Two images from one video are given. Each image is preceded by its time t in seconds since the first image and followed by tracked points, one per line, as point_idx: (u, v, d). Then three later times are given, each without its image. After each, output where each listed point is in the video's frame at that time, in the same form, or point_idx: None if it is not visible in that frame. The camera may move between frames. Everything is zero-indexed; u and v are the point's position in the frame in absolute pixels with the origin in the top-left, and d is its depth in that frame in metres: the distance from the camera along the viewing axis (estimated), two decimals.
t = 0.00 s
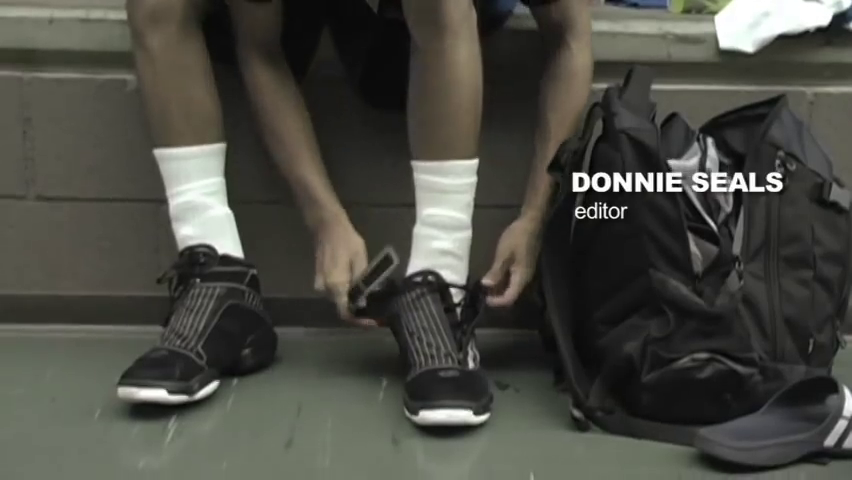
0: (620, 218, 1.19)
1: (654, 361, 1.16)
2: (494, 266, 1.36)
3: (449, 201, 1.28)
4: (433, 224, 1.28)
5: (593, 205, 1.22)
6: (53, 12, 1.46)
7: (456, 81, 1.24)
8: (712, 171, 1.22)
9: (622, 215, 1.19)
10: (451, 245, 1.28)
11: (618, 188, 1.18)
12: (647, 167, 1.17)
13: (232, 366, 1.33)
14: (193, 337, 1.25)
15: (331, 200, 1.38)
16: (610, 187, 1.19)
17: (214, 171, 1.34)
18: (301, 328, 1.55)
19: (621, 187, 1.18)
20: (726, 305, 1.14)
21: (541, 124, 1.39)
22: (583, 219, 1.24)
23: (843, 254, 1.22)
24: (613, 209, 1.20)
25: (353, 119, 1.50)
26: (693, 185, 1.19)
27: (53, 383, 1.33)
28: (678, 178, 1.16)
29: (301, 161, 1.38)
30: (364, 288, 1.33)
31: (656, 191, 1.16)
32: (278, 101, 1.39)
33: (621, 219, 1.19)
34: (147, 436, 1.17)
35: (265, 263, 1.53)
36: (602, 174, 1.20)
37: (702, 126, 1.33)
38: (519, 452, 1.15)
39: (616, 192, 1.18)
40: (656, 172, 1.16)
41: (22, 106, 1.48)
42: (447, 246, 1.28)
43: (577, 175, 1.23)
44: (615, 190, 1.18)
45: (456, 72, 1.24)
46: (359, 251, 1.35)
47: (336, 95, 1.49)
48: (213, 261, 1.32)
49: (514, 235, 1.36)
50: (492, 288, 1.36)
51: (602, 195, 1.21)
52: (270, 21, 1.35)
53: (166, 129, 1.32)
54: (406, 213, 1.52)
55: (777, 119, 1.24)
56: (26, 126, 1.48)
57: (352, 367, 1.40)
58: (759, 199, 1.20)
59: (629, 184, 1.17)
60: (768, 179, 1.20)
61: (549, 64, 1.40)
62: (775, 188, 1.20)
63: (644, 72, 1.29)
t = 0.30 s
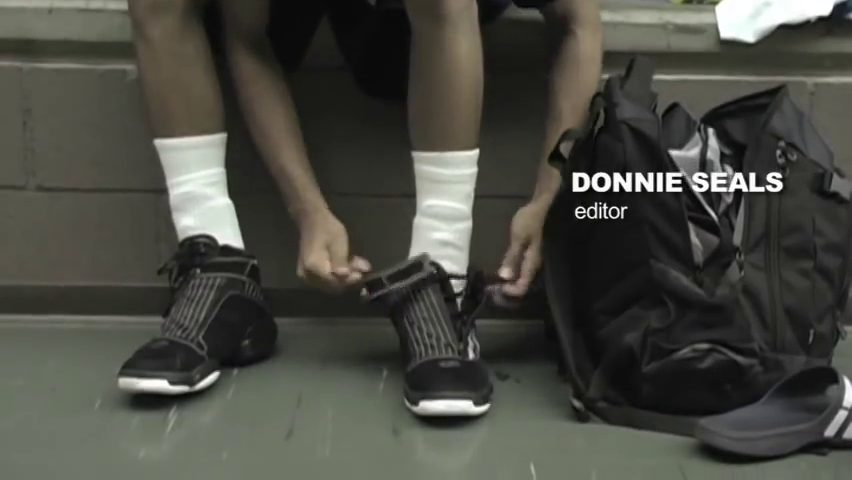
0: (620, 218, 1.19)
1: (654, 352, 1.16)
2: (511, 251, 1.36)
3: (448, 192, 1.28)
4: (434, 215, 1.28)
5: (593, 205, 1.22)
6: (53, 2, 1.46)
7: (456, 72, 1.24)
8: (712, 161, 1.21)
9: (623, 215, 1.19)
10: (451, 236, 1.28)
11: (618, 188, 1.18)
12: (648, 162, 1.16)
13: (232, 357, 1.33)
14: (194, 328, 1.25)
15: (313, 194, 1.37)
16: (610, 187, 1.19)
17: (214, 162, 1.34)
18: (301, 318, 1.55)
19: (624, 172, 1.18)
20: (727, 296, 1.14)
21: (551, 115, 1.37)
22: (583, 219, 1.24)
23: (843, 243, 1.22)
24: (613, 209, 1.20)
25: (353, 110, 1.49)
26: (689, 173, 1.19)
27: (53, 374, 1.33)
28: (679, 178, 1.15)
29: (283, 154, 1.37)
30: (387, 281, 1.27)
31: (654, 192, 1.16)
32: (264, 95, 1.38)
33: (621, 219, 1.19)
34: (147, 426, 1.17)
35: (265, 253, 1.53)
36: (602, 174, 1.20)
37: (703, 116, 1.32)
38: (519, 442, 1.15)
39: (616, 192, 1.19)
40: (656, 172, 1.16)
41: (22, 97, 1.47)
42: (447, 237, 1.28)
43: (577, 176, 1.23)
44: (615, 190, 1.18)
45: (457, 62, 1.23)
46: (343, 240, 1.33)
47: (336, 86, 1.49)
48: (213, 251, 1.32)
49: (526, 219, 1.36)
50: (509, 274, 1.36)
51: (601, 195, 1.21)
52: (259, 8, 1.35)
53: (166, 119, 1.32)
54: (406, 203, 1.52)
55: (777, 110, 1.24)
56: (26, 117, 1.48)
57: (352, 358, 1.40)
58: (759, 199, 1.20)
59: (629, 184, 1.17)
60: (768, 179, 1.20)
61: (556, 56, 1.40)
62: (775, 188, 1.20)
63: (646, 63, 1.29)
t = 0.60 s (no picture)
0: (620, 218, 1.19)
1: (654, 343, 1.16)
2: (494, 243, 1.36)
3: (447, 183, 1.28)
4: (432, 206, 1.28)
5: (594, 205, 1.21)
6: None
7: (458, 63, 1.23)
8: (711, 152, 1.21)
9: (622, 215, 1.19)
10: (450, 227, 1.29)
11: (618, 187, 1.18)
12: (656, 161, 1.16)
13: (232, 348, 1.33)
14: (195, 318, 1.25)
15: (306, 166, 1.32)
16: (610, 187, 1.19)
17: (214, 153, 1.34)
18: (300, 308, 1.55)
19: (625, 163, 1.18)
20: (726, 287, 1.14)
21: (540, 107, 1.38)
22: (583, 218, 1.23)
23: (843, 233, 1.22)
24: (613, 209, 1.19)
25: (355, 102, 1.49)
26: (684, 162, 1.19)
27: (54, 364, 1.34)
28: (679, 178, 1.15)
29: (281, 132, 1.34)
30: (416, 265, 1.26)
31: (654, 190, 1.16)
32: (267, 75, 1.36)
33: (621, 219, 1.19)
34: (148, 417, 1.18)
35: (265, 244, 1.53)
36: (602, 173, 1.19)
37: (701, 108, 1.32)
38: (519, 433, 1.15)
39: (616, 192, 1.18)
40: (657, 172, 1.16)
41: (22, 88, 1.47)
42: (447, 229, 1.29)
43: (577, 175, 1.21)
44: (615, 191, 1.18)
45: (458, 54, 1.23)
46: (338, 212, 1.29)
47: (336, 77, 1.49)
48: (214, 243, 1.32)
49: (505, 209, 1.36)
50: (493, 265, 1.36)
51: (602, 195, 1.20)
52: None
53: (166, 111, 1.32)
54: (406, 194, 1.52)
55: (777, 100, 1.23)
56: (26, 108, 1.48)
57: (352, 348, 1.40)
58: (759, 199, 1.19)
59: (629, 184, 1.17)
60: (768, 179, 1.19)
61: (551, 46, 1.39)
62: (775, 188, 1.19)
63: (642, 54, 1.29)
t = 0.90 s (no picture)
0: (620, 218, 1.19)
1: (655, 333, 1.16)
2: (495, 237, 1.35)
3: (447, 173, 1.28)
4: (434, 196, 1.28)
5: (593, 205, 1.21)
6: None
7: (457, 52, 1.23)
8: (713, 143, 1.20)
9: (623, 215, 1.19)
10: (450, 216, 1.28)
11: (618, 187, 1.18)
12: (659, 152, 1.16)
13: (232, 338, 1.33)
14: (194, 308, 1.25)
15: (325, 155, 1.25)
16: (610, 187, 1.19)
17: (213, 144, 1.34)
18: (300, 297, 1.55)
19: (625, 152, 1.17)
20: (727, 276, 1.14)
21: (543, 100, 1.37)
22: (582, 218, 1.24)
23: (844, 223, 1.22)
24: (613, 209, 1.20)
25: (355, 91, 1.49)
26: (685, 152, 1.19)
27: (55, 354, 1.34)
28: (678, 178, 1.15)
29: (279, 107, 1.28)
30: (411, 266, 1.25)
31: (656, 190, 1.16)
32: (258, 54, 1.30)
33: (621, 219, 1.19)
34: (148, 407, 1.18)
35: (265, 233, 1.53)
36: (602, 173, 1.19)
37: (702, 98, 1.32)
38: (519, 423, 1.15)
39: (616, 192, 1.19)
40: (657, 173, 1.16)
41: (22, 78, 1.47)
42: (448, 218, 1.28)
43: (577, 175, 1.21)
44: (615, 191, 1.18)
45: (458, 43, 1.23)
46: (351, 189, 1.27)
47: (336, 66, 1.49)
48: (214, 232, 1.32)
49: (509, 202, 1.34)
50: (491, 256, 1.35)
51: (601, 195, 1.20)
52: None
53: (166, 101, 1.31)
54: (407, 183, 1.52)
55: (779, 91, 1.23)
56: (26, 98, 1.48)
57: (352, 338, 1.40)
58: (759, 199, 1.19)
59: (629, 185, 1.17)
60: (768, 179, 1.19)
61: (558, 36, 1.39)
62: (775, 188, 1.19)
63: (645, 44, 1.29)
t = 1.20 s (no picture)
0: (620, 218, 1.19)
1: (655, 325, 1.16)
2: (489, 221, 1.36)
3: (450, 162, 1.28)
4: (437, 185, 1.28)
5: (593, 205, 1.21)
6: None
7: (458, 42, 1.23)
8: (713, 135, 1.20)
9: (622, 215, 1.19)
10: (454, 206, 1.28)
11: (618, 187, 1.18)
12: (659, 144, 1.16)
13: (233, 330, 1.33)
14: (195, 300, 1.25)
15: (357, 138, 1.22)
16: (610, 187, 1.19)
17: (214, 135, 1.34)
18: (301, 289, 1.55)
19: (625, 144, 1.17)
20: (727, 268, 1.14)
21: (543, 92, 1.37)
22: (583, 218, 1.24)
23: (844, 216, 1.22)
24: (613, 209, 1.20)
25: (355, 83, 1.49)
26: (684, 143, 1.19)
27: (55, 345, 1.34)
28: (678, 179, 1.15)
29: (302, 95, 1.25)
30: (414, 258, 1.25)
31: (654, 191, 1.16)
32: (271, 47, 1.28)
33: (621, 219, 1.19)
34: (149, 399, 1.18)
35: (265, 226, 1.53)
36: (603, 174, 1.20)
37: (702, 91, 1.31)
38: (519, 415, 1.15)
39: (616, 192, 1.19)
40: (657, 173, 1.16)
41: (22, 71, 1.47)
42: (451, 208, 1.28)
43: (577, 175, 1.21)
44: (615, 191, 1.18)
45: (458, 34, 1.22)
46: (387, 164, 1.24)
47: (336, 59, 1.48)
48: (214, 225, 1.31)
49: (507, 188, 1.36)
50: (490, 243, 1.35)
51: (602, 194, 1.20)
52: None
53: (167, 93, 1.31)
54: (407, 176, 1.52)
55: (779, 83, 1.23)
56: (26, 90, 1.48)
57: (352, 330, 1.41)
58: (759, 199, 1.18)
59: (629, 185, 1.17)
60: (768, 179, 1.18)
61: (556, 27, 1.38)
62: (775, 188, 1.18)
63: (644, 37, 1.29)
